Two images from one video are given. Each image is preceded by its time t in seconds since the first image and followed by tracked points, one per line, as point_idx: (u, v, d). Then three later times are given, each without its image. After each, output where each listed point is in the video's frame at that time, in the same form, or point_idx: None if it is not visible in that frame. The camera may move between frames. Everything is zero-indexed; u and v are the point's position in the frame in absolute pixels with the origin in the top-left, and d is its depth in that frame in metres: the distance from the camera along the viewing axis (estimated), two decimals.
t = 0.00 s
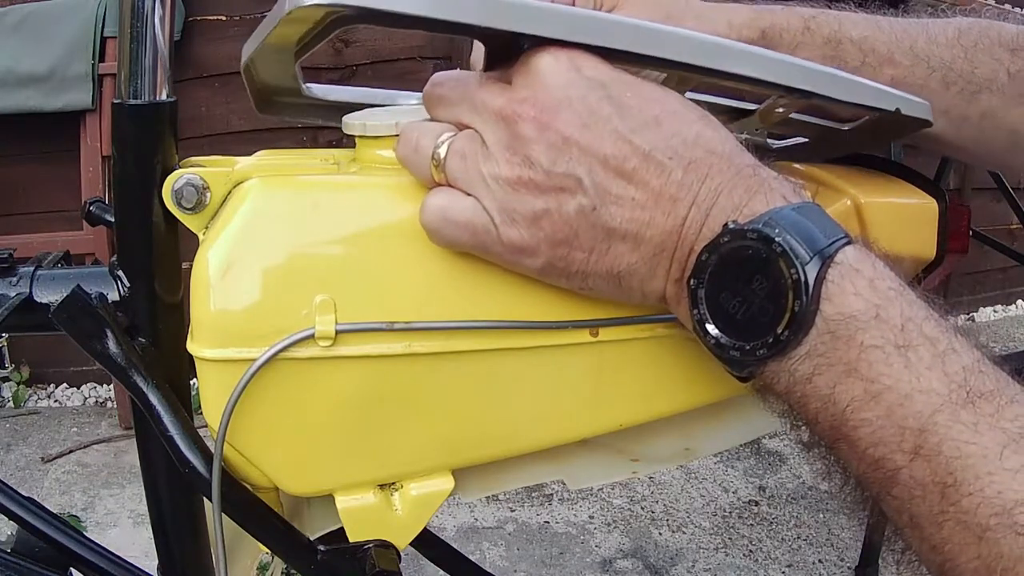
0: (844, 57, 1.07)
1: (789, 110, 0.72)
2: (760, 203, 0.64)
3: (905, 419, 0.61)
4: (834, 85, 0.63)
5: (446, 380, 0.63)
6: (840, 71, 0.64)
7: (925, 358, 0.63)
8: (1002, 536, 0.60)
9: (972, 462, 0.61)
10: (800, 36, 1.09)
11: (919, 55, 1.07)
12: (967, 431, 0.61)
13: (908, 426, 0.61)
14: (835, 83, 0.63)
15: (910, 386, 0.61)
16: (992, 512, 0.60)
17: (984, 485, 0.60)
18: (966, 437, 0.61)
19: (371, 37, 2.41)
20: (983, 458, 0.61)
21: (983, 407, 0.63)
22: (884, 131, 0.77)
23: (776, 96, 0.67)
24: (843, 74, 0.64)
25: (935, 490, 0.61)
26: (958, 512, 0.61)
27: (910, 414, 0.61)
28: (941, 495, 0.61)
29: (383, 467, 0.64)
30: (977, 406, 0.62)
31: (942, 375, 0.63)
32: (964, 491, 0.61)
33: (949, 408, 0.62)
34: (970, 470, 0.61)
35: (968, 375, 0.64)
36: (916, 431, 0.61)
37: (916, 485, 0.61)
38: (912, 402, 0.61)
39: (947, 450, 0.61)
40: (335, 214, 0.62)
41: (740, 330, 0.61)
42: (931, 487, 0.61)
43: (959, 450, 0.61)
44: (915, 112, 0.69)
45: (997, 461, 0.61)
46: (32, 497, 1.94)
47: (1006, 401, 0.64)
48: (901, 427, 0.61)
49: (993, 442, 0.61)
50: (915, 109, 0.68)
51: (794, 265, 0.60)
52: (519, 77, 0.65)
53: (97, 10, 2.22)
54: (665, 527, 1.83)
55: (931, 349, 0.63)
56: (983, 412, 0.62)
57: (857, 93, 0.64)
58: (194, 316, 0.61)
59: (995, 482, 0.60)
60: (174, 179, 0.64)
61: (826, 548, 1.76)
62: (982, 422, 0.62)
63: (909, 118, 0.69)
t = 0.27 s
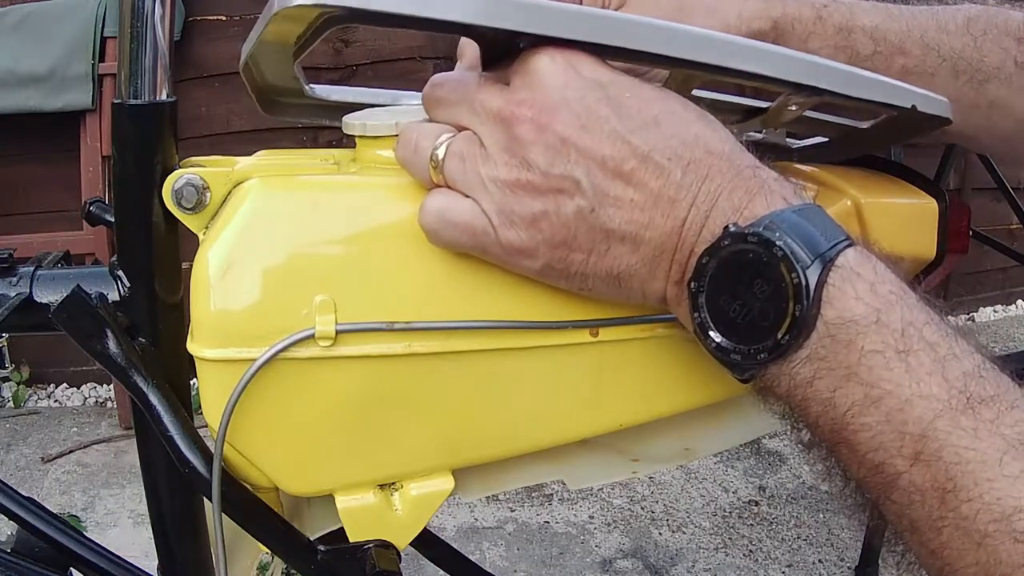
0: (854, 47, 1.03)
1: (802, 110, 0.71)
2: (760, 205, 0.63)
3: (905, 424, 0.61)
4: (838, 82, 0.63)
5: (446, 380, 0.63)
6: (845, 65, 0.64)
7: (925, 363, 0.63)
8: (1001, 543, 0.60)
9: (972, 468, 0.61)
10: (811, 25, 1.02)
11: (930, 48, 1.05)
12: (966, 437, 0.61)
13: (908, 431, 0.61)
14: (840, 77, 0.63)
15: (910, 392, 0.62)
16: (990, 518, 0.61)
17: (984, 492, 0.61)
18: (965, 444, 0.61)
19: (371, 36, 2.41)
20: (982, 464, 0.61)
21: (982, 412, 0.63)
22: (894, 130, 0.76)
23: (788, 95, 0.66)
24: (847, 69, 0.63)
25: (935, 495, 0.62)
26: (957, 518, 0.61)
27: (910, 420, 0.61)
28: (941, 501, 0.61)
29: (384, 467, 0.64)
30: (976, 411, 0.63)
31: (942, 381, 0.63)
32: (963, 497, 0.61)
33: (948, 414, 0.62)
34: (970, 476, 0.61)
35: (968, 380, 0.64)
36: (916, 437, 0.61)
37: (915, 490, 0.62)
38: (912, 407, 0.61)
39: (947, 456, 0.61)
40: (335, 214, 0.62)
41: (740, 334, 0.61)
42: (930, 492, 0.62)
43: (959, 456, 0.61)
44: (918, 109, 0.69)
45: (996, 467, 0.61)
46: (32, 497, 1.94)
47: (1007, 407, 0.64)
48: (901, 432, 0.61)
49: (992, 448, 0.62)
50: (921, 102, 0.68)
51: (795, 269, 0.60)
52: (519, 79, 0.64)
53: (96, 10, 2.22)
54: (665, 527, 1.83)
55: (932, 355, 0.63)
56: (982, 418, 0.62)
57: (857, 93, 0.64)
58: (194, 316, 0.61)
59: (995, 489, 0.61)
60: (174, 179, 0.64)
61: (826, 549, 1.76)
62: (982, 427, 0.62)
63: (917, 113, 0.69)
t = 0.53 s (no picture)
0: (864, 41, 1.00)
1: (812, 108, 0.71)
2: (762, 207, 0.63)
3: (909, 427, 0.61)
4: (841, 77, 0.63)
5: (446, 379, 0.63)
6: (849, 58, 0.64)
7: (929, 366, 0.63)
8: (1003, 546, 0.61)
9: (975, 471, 0.61)
10: (820, 18, 0.99)
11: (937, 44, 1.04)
12: (970, 440, 0.61)
13: (912, 434, 0.61)
14: (844, 72, 0.63)
15: (914, 394, 0.61)
16: (993, 521, 0.61)
17: (987, 494, 0.61)
18: (969, 446, 0.61)
19: (371, 36, 2.41)
20: (985, 467, 0.61)
21: (986, 415, 0.63)
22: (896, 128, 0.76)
23: (795, 91, 0.66)
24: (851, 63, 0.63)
25: (938, 498, 0.61)
26: (960, 521, 0.61)
27: (914, 423, 0.61)
28: (943, 503, 0.61)
29: (383, 467, 0.64)
30: (980, 414, 0.62)
31: (947, 383, 0.62)
32: (966, 500, 0.61)
33: (953, 417, 0.61)
34: (973, 479, 0.61)
35: (972, 384, 0.64)
36: (920, 439, 0.61)
37: (918, 493, 0.62)
38: (916, 410, 0.61)
39: (950, 458, 0.61)
40: (336, 214, 0.62)
41: (744, 335, 0.61)
42: (934, 495, 0.61)
43: (962, 459, 0.61)
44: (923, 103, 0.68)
45: (1000, 470, 0.61)
46: (32, 497, 1.94)
47: (1010, 410, 0.64)
48: (905, 435, 0.61)
49: (996, 451, 0.62)
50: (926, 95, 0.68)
51: (799, 271, 0.60)
52: (520, 80, 0.65)
53: (97, 10, 2.22)
54: (665, 527, 1.83)
55: (936, 357, 0.63)
56: (986, 421, 0.62)
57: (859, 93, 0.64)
58: (194, 316, 0.61)
59: (998, 491, 0.61)
60: (174, 179, 0.64)
61: (827, 548, 1.76)
62: (985, 430, 0.62)
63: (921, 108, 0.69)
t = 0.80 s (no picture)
0: (867, 50, 1.02)
1: (812, 109, 0.70)
2: (764, 208, 0.63)
3: (910, 428, 0.61)
4: (846, 78, 0.62)
5: (446, 379, 0.63)
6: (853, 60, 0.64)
7: (932, 368, 0.62)
8: (1003, 547, 0.60)
9: (976, 473, 0.61)
10: (824, 26, 1.01)
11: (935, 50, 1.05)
12: (971, 442, 0.61)
13: (914, 436, 0.61)
14: (849, 73, 0.63)
15: (917, 396, 0.61)
16: (994, 523, 0.61)
17: (988, 496, 0.61)
18: (970, 449, 0.61)
19: (371, 36, 2.41)
20: (986, 470, 0.61)
21: (987, 418, 0.62)
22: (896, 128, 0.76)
23: (796, 91, 0.66)
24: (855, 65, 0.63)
25: (939, 500, 0.61)
26: (961, 523, 0.61)
27: (916, 424, 0.61)
28: (945, 505, 0.61)
29: (383, 467, 0.64)
30: (982, 416, 0.62)
31: (950, 386, 0.62)
32: (967, 502, 0.61)
33: (954, 419, 0.61)
34: (974, 481, 0.61)
35: (973, 386, 0.63)
36: (921, 441, 0.61)
37: (920, 494, 0.62)
38: (918, 412, 0.61)
39: (952, 461, 0.61)
40: (336, 215, 0.62)
41: (746, 337, 0.61)
42: (935, 497, 0.61)
43: (963, 461, 0.61)
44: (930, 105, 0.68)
45: (1001, 473, 0.61)
46: (32, 497, 1.94)
47: (1012, 412, 0.64)
48: (907, 436, 0.61)
49: (997, 453, 0.62)
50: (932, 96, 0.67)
51: (803, 272, 0.60)
52: (521, 80, 0.65)
53: (97, 10, 2.22)
54: (665, 527, 1.83)
55: (939, 359, 0.63)
56: (987, 423, 0.62)
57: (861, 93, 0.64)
58: (194, 316, 0.61)
59: (999, 494, 0.61)
60: (174, 179, 0.64)
61: (827, 549, 1.76)
62: (987, 432, 0.62)
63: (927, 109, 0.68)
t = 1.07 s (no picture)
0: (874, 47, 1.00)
1: (812, 107, 0.70)
2: (764, 207, 0.63)
3: (910, 430, 0.61)
4: (849, 78, 0.62)
5: (446, 379, 0.63)
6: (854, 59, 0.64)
7: (931, 369, 0.62)
8: (1001, 551, 0.60)
9: (975, 475, 0.61)
10: (831, 21, 0.99)
11: (942, 45, 1.04)
12: (970, 444, 0.61)
13: (913, 437, 0.61)
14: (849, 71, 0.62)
15: (916, 398, 0.61)
16: (992, 526, 0.60)
17: (986, 499, 0.61)
18: (969, 451, 0.61)
19: (372, 37, 2.41)
20: (985, 473, 0.61)
21: (986, 420, 0.62)
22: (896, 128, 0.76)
23: (796, 91, 0.66)
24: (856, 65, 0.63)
25: (938, 502, 0.61)
26: (959, 525, 0.61)
27: (915, 426, 0.61)
28: (943, 507, 0.61)
29: (383, 467, 0.64)
30: (981, 419, 0.62)
31: (949, 388, 0.63)
32: (966, 504, 0.61)
33: (953, 421, 0.61)
34: (973, 484, 0.61)
35: (973, 388, 0.63)
36: (920, 443, 0.61)
37: (919, 496, 0.62)
38: (918, 413, 0.61)
39: (951, 463, 0.61)
40: (336, 215, 0.62)
41: (746, 337, 0.61)
42: (934, 499, 0.61)
43: (962, 464, 0.61)
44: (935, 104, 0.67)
45: (1000, 476, 0.61)
46: (32, 496, 1.94)
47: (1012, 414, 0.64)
48: (907, 438, 0.61)
49: (996, 456, 0.61)
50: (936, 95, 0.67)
51: (803, 272, 0.60)
52: (520, 80, 0.65)
53: (97, 10, 2.22)
54: (665, 527, 1.83)
55: (938, 360, 0.63)
56: (986, 426, 0.62)
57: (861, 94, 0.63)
58: (194, 316, 0.61)
59: (997, 497, 0.61)
60: (174, 179, 0.64)
61: (826, 549, 1.76)
62: (986, 436, 0.62)
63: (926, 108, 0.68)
